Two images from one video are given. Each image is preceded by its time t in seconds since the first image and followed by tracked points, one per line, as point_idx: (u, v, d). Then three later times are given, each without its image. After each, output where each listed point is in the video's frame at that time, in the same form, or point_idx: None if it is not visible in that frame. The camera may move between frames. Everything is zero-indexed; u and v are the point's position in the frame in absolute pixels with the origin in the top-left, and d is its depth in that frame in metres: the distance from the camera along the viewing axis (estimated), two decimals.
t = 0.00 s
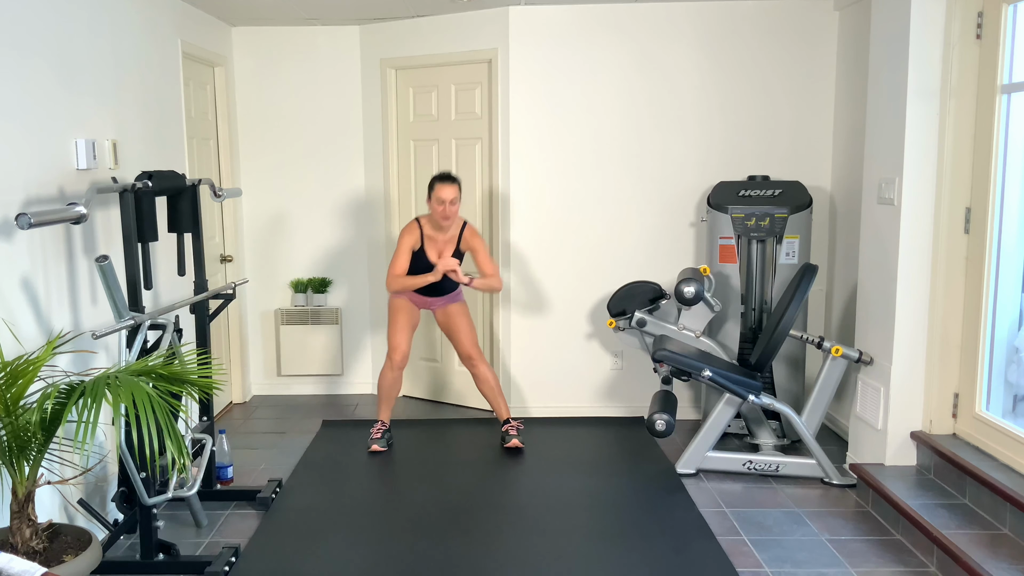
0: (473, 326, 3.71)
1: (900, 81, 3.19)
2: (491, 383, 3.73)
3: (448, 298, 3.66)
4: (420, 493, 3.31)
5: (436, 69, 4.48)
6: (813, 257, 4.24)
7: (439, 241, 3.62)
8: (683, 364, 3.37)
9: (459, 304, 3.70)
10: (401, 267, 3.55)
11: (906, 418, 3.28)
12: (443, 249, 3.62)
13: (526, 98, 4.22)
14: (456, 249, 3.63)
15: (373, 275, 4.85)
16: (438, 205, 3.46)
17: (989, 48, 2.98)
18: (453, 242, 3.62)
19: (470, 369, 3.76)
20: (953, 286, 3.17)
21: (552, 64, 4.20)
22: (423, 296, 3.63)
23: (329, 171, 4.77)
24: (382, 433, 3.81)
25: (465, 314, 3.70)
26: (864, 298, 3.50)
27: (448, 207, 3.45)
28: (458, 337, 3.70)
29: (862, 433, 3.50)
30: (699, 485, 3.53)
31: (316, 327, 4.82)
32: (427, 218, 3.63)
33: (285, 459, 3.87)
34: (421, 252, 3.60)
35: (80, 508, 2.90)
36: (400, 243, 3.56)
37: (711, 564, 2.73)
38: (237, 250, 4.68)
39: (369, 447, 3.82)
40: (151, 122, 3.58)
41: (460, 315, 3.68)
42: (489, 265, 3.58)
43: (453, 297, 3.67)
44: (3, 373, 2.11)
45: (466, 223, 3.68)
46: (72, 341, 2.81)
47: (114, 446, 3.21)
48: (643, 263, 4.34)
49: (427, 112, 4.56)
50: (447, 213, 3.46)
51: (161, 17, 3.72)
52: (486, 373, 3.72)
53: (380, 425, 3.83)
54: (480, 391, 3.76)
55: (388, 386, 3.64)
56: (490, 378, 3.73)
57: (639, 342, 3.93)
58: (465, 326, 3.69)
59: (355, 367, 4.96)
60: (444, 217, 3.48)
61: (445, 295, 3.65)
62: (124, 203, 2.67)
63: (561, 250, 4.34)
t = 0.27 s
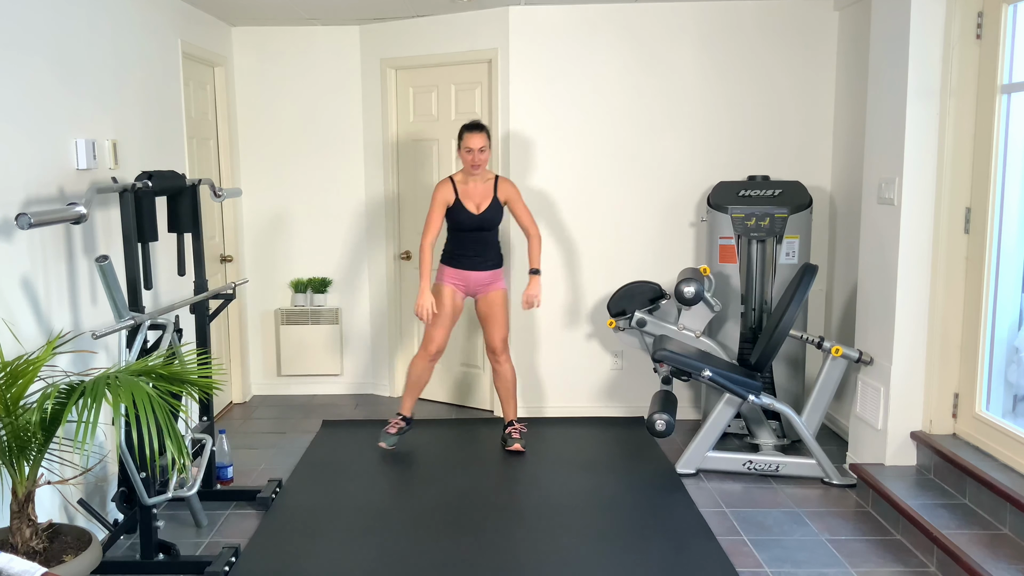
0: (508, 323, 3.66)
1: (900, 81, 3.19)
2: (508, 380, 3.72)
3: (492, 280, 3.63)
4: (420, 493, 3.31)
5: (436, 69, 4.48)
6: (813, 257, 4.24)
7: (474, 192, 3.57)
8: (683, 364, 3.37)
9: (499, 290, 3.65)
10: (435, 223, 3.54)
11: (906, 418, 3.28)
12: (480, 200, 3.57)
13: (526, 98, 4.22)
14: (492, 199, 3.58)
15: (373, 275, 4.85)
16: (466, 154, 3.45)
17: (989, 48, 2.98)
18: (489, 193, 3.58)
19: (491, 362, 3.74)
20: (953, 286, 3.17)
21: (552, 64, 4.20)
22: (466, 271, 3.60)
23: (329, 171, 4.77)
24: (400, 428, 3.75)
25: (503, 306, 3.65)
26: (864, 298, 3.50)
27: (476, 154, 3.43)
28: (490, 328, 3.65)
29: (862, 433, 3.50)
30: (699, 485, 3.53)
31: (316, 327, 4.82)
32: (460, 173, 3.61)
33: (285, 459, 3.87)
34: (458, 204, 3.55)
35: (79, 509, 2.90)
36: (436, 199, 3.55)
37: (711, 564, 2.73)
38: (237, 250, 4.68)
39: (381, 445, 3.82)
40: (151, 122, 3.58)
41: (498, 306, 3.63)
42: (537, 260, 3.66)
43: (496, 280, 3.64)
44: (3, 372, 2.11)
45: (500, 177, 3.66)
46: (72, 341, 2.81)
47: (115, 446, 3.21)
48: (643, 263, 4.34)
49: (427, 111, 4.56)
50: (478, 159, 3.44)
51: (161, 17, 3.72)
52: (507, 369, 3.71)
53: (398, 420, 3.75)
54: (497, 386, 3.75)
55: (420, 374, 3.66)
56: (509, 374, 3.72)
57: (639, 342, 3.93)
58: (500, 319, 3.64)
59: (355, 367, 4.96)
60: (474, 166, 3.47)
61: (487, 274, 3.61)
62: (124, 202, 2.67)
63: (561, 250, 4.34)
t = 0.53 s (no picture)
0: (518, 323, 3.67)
1: (899, 81, 3.19)
2: (514, 379, 3.71)
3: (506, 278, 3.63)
4: (420, 493, 3.31)
5: (436, 69, 4.48)
6: (812, 257, 4.24)
7: (491, 182, 3.58)
8: (683, 364, 3.37)
9: (512, 290, 3.65)
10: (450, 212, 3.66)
11: (906, 418, 3.28)
12: (497, 190, 3.58)
13: (526, 98, 4.22)
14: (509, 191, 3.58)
15: (373, 275, 4.86)
16: (484, 144, 3.50)
17: (989, 48, 2.98)
18: (506, 183, 3.59)
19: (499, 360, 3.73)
20: (953, 286, 3.17)
21: (552, 63, 4.20)
22: (481, 266, 3.60)
23: (329, 171, 4.77)
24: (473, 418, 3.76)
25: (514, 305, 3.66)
26: (864, 298, 3.50)
27: (493, 144, 3.48)
28: (501, 327, 3.67)
29: (862, 433, 3.50)
30: (699, 485, 3.53)
31: (316, 327, 4.82)
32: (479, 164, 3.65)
33: (285, 459, 3.87)
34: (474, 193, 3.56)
35: (79, 509, 2.90)
36: (453, 190, 3.59)
37: (711, 564, 2.73)
38: (237, 250, 4.68)
39: (384, 449, 3.82)
40: (151, 122, 3.58)
41: (509, 306, 3.64)
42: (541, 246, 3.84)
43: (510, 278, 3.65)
44: (4, 372, 2.12)
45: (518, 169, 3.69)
46: (72, 341, 2.82)
47: (115, 446, 3.21)
48: (643, 262, 4.34)
49: (427, 112, 4.56)
50: (495, 149, 3.48)
51: (161, 17, 3.72)
52: (512, 369, 3.70)
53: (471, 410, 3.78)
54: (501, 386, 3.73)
55: (467, 373, 3.67)
56: (514, 374, 3.70)
57: (639, 342, 3.93)
58: (510, 318, 3.66)
59: (355, 367, 4.96)
60: (491, 155, 3.50)
61: (501, 271, 3.61)
62: (124, 202, 2.67)
63: (561, 250, 4.34)
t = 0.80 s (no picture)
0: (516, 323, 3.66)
1: (899, 81, 3.19)
2: (512, 380, 3.72)
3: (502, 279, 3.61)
4: (420, 493, 3.31)
5: (436, 69, 4.48)
6: (812, 257, 4.24)
7: (490, 184, 3.58)
8: (683, 364, 3.37)
9: (509, 291, 3.63)
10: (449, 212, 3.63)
11: (906, 418, 3.28)
12: (495, 192, 3.57)
13: (526, 98, 4.22)
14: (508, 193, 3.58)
15: (373, 275, 4.86)
16: (483, 146, 3.47)
17: (989, 48, 2.98)
18: (505, 186, 3.58)
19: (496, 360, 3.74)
20: (953, 286, 3.17)
21: (552, 63, 4.20)
22: (477, 266, 3.60)
23: (330, 171, 4.77)
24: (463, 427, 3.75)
25: (512, 306, 3.64)
26: (864, 298, 3.50)
27: (492, 146, 3.45)
28: (498, 327, 3.66)
29: (862, 433, 3.50)
30: (699, 485, 3.52)
31: (316, 327, 4.82)
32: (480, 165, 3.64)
33: (285, 459, 3.87)
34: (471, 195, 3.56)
35: (79, 509, 2.90)
36: (451, 190, 3.59)
37: (711, 564, 2.73)
38: (237, 250, 4.68)
39: (379, 449, 3.82)
40: (151, 122, 3.58)
41: (506, 307, 3.62)
42: (537, 260, 3.71)
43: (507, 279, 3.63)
44: (3, 372, 2.11)
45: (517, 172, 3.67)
46: (72, 341, 2.82)
47: (115, 446, 3.21)
48: (643, 262, 4.34)
49: (426, 111, 4.56)
50: (493, 152, 3.46)
51: (161, 17, 3.72)
52: (510, 369, 3.71)
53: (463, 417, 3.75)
54: (500, 386, 3.74)
55: (456, 374, 3.65)
56: (512, 374, 3.71)
57: (639, 342, 3.93)
58: (507, 319, 3.64)
59: (355, 367, 4.96)
60: (489, 158, 3.48)
61: (497, 272, 3.60)
62: (124, 202, 2.67)
63: (561, 250, 4.34)
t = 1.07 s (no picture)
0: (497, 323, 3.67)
1: (900, 81, 3.19)
2: (502, 380, 3.72)
3: (476, 283, 3.61)
4: (420, 493, 3.31)
5: (436, 69, 4.48)
6: (813, 257, 4.24)
7: (464, 201, 3.58)
8: (683, 364, 3.36)
9: (487, 295, 3.65)
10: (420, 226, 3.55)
11: (906, 418, 3.28)
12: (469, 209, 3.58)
13: (526, 98, 4.22)
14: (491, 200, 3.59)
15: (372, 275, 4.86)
16: (458, 165, 3.46)
17: (989, 48, 2.98)
18: (480, 204, 3.58)
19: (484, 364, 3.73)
20: (953, 286, 3.17)
21: (552, 63, 4.20)
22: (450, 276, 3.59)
23: (329, 171, 4.77)
24: (386, 433, 3.77)
25: (490, 309, 3.65)
26: (864, 298, 3.50)
27: (467, 168, 3.44)
28: (478, 329, 3.67)
29: (862, 433, 3.50)
30: (699, 485, 3.52)
31: (316, 327, 4.82)
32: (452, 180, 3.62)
33: (285, 459, 3.87)
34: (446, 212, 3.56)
35: (79, 509, 2.90)
36: (425, 206, 3.57)
37: (711, 564, 2.73)
38: (237, 250, 4.68)
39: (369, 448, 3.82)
40: (151, 122, 3.58)
41: (484, 309, 3.64)
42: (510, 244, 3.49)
43: (481, 283, 3.63)
44: (3, 372, 2.11)
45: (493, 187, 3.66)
46: (72, 341, 2.81)
47: (114, 446, 3.21)
48: (643, 263, 4.34)
49: (426, 111, 4.56)
50: (468, 173, 3.45)
51: (161, 17, 3.72)
52: (499, 370, 3.70)
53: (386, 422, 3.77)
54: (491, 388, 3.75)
55: (402, 374, 3.65)
56: (502, 376, 3.71)
57: (638, 342, 3.93)
58: (486, 321, 3.65)
59: (355, 367, 4.96)
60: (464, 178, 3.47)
61: (471, 279, 3.60)
62: (124, 202, 2.66)
63: (562, 250, 4.33)
